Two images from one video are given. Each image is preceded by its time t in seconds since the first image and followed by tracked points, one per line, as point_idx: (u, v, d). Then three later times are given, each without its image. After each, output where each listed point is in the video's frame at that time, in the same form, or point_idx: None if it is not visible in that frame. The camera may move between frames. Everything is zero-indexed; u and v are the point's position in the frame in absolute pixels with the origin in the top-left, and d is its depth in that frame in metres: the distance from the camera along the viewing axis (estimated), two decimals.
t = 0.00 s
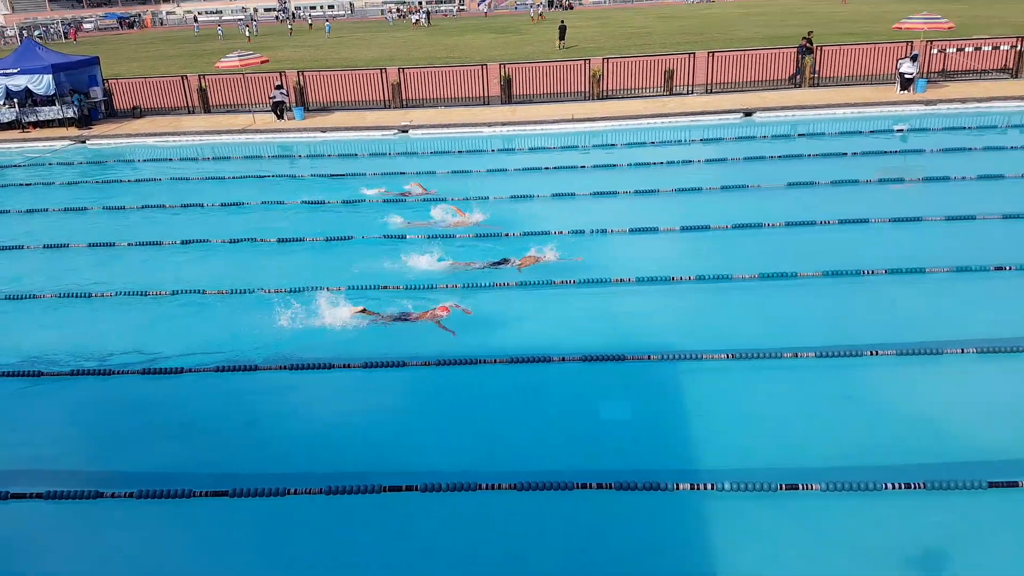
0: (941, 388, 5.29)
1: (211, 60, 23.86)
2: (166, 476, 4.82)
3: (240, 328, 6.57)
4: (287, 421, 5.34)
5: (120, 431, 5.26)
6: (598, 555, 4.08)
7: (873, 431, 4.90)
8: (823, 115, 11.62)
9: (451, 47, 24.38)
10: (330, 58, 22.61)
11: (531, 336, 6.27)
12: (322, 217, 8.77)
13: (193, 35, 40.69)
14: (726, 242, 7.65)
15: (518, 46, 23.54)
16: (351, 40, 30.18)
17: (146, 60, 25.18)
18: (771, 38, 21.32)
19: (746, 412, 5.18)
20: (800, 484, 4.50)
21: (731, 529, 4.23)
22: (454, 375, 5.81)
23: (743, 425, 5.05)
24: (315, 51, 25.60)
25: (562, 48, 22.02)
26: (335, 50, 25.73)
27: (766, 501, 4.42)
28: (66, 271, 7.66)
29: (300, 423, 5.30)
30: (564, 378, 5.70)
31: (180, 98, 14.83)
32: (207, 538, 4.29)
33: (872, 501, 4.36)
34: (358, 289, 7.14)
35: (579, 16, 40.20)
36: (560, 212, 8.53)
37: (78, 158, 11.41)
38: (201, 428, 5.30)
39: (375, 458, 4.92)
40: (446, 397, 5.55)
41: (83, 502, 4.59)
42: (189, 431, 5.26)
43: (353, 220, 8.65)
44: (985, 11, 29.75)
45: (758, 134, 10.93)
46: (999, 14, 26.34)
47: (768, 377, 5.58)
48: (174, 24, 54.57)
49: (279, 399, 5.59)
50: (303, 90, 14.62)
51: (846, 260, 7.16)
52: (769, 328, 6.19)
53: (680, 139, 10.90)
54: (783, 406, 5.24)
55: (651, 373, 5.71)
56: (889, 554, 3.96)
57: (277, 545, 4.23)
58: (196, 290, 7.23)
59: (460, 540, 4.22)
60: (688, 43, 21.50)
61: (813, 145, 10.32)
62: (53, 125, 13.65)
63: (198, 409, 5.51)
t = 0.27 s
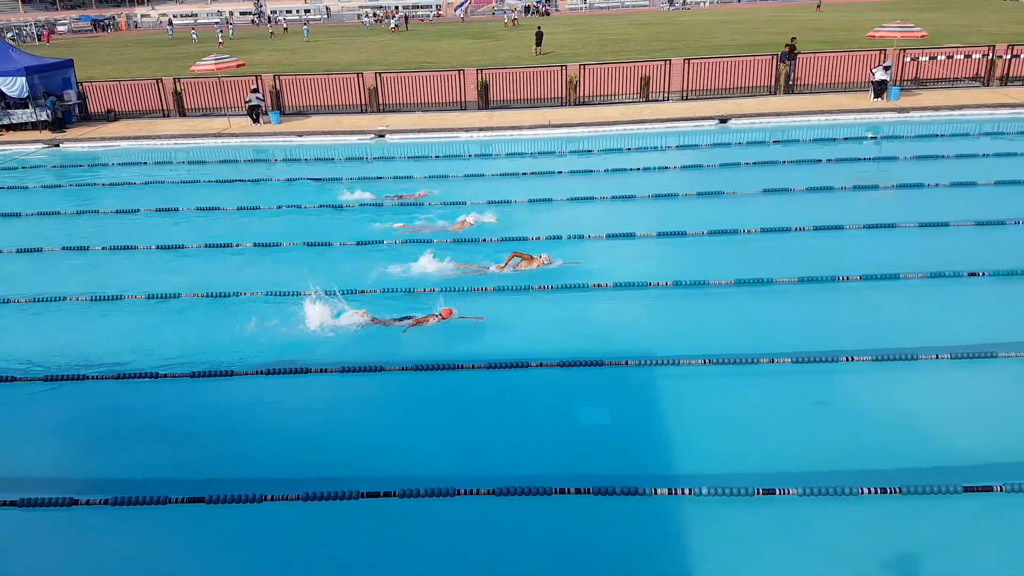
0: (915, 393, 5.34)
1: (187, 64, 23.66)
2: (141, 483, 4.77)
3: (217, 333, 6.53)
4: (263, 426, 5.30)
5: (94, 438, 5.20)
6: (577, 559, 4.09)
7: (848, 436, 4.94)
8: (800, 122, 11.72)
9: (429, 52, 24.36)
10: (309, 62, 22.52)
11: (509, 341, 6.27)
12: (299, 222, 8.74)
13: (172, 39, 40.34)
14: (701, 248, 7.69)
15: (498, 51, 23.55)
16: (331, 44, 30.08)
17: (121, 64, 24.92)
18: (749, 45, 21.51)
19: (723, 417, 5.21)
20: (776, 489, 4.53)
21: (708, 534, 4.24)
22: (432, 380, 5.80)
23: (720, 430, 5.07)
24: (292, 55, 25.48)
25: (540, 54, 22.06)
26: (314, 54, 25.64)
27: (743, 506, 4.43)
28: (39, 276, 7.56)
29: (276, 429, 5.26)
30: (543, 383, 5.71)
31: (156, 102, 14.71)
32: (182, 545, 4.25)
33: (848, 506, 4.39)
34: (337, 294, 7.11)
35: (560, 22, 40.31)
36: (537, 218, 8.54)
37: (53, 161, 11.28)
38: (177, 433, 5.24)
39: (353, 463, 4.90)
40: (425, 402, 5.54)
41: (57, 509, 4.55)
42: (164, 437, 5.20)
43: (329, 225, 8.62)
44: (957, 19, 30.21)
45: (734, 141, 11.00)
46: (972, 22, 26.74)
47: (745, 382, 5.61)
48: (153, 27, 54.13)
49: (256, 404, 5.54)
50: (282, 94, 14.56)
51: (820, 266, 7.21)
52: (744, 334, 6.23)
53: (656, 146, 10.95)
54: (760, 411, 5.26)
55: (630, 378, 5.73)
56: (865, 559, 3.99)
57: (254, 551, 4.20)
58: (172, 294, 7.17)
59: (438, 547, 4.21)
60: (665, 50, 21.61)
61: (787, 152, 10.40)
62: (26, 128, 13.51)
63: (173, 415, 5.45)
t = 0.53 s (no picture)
0: (892, 401, 5.38)
1: (174, 55, 23.49)
2: (115, 476, 4.74)
3: (196, 328, 6.49)
4: (240, 421, 5.27)
5: (69, 431, 5.17)
6: (552, 560, 4.11)
7: (825, 442, 4.97)
8: (785, 128, 11.77)
9: (419, 49, 24.30)
10: (297, 56, 22.41)
11: (491, 340, 6.27)
12: (282, 217, 8.70)
13: (161, 30, 39.99)
14: (683, 251, 7.72)
15: (488, 50, 23.53)
16: (320, 39, 29.94)
17: (107, 53, 24.68)
18: (739, 51, 21.58)
19: (701, 421, 5.22)
20: (752, 493, 4.55)
21: (682, 537, 4.26)
22: (412, 379, 5.78)
23: (699, 434, 5.08)
24: (281, 49, 25.35)
25: (529, 54, 22.06)
26: (303, 48, 25.51)
27: (719, 509, 4.45)
28: (17, 266, 7.49)
29: (254, 424, 5.24)
30: (524, 383, 5.70)
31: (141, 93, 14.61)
32: (155, 541, 4.23)
33: (822, 511, 4.42)
34: (319, 290, 7.08)
35: (552, 22, 40.32)
36: (521, 218, 8.54)
37: (34, 151, 11.17)
38: (152, 427, 5.21)
39: (330, 460, 4.88)
40: (404, 400, 5.52)
41: (30, 501, 4.53)
42: (140, 431, 5.17)
43: (313, 221, 8.59)
44: (945, 29, 30.46)
45: (719, 146, 11.03)
46: (959, 32, 26.98)
47: (725, 386, 5.64)
48: (142, 17, 53.69)
49: (233, 400, 5.52)
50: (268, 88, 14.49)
51: (802, 272, 7.26)
52: (724, 338, 6.26)
53: (642, 149, 10.97)
54: (738, 415, 5.29)
55: (611, 380, 5.73)
56: (838, 563, 4.02)
57: (228, 548, 4.18)
58: (153, 287, 7.12)
59: (414, 546, 4.20)
60: (654, 53, 21.66)
61: (772, 158, 10.44)
62: (8, 117, 13.38)
63: (149, 408, 5.42)
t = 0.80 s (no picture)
0: (882, 400, 5.40)
1: (163, 52, 23.36)
2: (102, 476, 4.73)
3: (186, 326, 6.47)
4: (229, 420, 5.26)
5: (56, 430, 5.14)
6: (543, 559, 4.11)
7: (814, 441, 4.99)
8: (776, 126, 11.79)
9: (410, 46, 24.24)
10: (288, 53, 22.34)
11: (481, 339, 6.26)
12: (272, 215, 8.69)
13: (152, 26, 39.81)
14: (673, 250, 7.72)
15: (479, 48, 23.46)
16: (312, 36, 29.83)
17: (97, 50, 24.57)
18: (731, 49, 21.59)
19: (691, 420, 5.23)
20: (741, 492, 4.56)
21: (671, 536, 4.27)
22: (402, 378, 5.78)
23: (688, 433, 5.09)
24: (272, 46, 25.25)
25: (521, 52, 22.03)
26: (294, 45, 25.43)
27: (707, 508, 4.46)
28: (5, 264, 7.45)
29: (243, 424, 5.23)
30: (513, 382, 5.71)
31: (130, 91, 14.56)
32: (143, 540, 4.22)
33: (810, 510, 4.43)
34: (309, 288, 7.07)
35: (545, 20, 40.27)
36: (511, 216, 8.54)
37: (23, 148, 11.11)
38: (140, 426, 5.20)
39: (320, 460, 4.88)
40: (394, 399, 5.52)
41: (16, 501, 4.51)
42: (128, 430, 5.15)
43: (303, 219, 8.57)
44: (936, 27, 30.54)
45: (709, 144, 11.04)
46: (950, 30, 27.07)
47: (715, 385, 5.65)
48: (133, 14, 53.39)
49: (222, 399, 5.51)
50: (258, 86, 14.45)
51: (792, 271, 7.26)
52: (714, 336, 6.27)
53: (632, 147, 10.97)
54: (727, 414, 5.30)
55: (601, 379, 5.73)
56: (825, 562, 4.04)
57: (217, 548, 4.17)
58: (141, 286, 7.09)
59: (403, 546, 4.20)
60: (646, 52, 21.65)
61: (762, 156, 10.46)
62: None
63: (138, 408, 5.40)
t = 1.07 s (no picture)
0: (875, 400, 5.43)
1: (156, 54, 23.30)
2: (95, 480, 4.71)
3: (179, 329, 6.46)
4: (222, 424, 5.26)
5: (48, 434, 5.13)
6: (539, 562, 4.12)
7: (809, 442, 5.01)
8: (768, 127, 11.82)
9: (404, 48, 24.24)
10: (282, 55, 22.33)
11: (476, 341, 6.27)
12: (266, 216, 8.68)
13: (144, 28, 39.69)
14: (666, 250, 7.75)
15: (473, 49, 23.48)
16: (306, 38, 29.81)
17: (89, 52, 24.48)
18: (724, 50, 21.65)
19: (685, 421, 5.25)
20: (735, 494, 4.57)
21: (665, 539, 4.28)
22: (396, 380, 5.79)
23: (683, 435, 5.11)
24: (266, 48, 25.21)
25: (515, 54, 22.06)
26: (287, 47, 25.42)
27: (701, 510, 4.48)
28: None
29: (237, 427, 5.23)
30: (508, 384, 5.72)
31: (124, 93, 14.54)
32: (137, 544, 4.21)
33: (803, 512, 4.45)
34: (303, 290, 7.08)
35: (539, 21, 40.33)
36: (505, 217, 8.55)
37: (15, 150, 11.08)
38: (133, 430, 5.18)
39: (315, 462, 4.89)
40: (389, 402, 5.52)
41: (8, 506, 4.49)
42: (121, 434, 5.14)
43: (297, 221, 8.57)
44: (928, 27, 30.71)
45: (702, 145, 11.07)
46: (942, 32, 27.21)
47: (709, 386, 5.67)
48: (125, 16, 53.22)
49: (216, 402, 5.50)
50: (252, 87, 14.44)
51: (786, 272, 7.29)
52: (708, 337, 6.29)
53: (625, 148, 11.00)
54: (721, 415, 5.32)
55: (595, 380, 5.75)
56: (819, 564, 4.05)
57: (211, 552, 4.16)
58: (135, 288, 7.08)
59: (398, 548, 4.20)
60: (640, 53, 21.69)
61: (754, 157, 10.49)
62: None
63: (131, 411, 5.38)
